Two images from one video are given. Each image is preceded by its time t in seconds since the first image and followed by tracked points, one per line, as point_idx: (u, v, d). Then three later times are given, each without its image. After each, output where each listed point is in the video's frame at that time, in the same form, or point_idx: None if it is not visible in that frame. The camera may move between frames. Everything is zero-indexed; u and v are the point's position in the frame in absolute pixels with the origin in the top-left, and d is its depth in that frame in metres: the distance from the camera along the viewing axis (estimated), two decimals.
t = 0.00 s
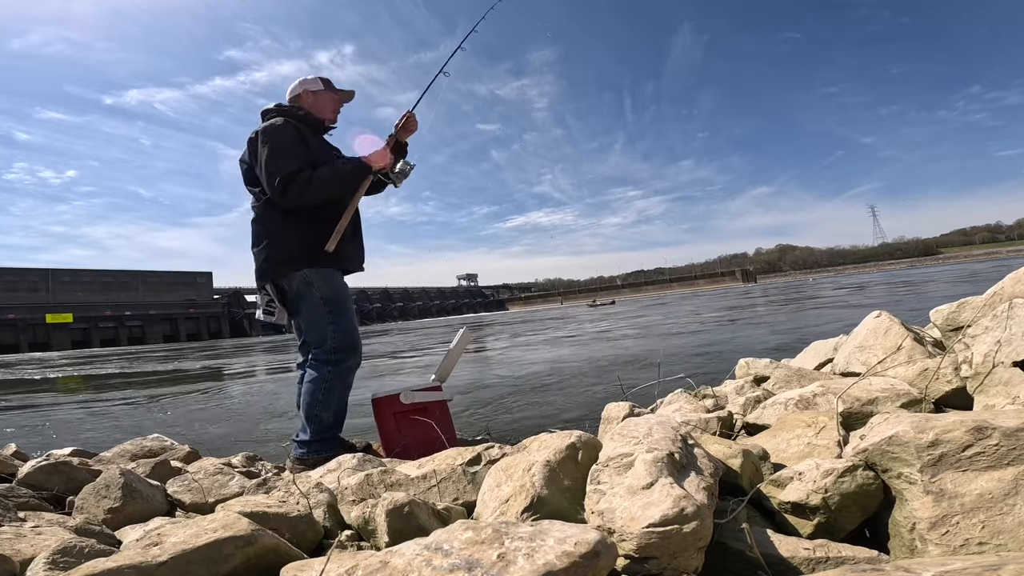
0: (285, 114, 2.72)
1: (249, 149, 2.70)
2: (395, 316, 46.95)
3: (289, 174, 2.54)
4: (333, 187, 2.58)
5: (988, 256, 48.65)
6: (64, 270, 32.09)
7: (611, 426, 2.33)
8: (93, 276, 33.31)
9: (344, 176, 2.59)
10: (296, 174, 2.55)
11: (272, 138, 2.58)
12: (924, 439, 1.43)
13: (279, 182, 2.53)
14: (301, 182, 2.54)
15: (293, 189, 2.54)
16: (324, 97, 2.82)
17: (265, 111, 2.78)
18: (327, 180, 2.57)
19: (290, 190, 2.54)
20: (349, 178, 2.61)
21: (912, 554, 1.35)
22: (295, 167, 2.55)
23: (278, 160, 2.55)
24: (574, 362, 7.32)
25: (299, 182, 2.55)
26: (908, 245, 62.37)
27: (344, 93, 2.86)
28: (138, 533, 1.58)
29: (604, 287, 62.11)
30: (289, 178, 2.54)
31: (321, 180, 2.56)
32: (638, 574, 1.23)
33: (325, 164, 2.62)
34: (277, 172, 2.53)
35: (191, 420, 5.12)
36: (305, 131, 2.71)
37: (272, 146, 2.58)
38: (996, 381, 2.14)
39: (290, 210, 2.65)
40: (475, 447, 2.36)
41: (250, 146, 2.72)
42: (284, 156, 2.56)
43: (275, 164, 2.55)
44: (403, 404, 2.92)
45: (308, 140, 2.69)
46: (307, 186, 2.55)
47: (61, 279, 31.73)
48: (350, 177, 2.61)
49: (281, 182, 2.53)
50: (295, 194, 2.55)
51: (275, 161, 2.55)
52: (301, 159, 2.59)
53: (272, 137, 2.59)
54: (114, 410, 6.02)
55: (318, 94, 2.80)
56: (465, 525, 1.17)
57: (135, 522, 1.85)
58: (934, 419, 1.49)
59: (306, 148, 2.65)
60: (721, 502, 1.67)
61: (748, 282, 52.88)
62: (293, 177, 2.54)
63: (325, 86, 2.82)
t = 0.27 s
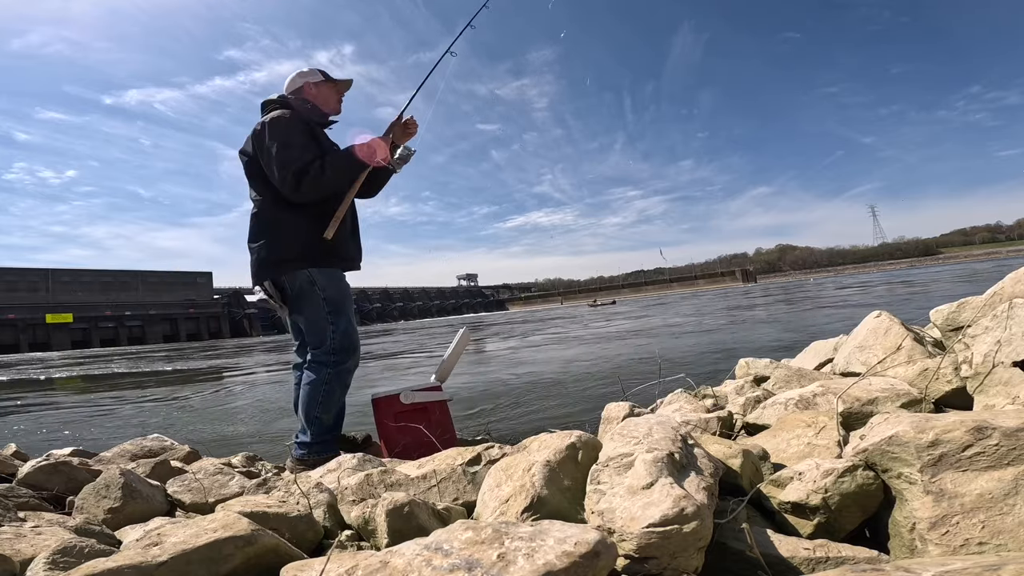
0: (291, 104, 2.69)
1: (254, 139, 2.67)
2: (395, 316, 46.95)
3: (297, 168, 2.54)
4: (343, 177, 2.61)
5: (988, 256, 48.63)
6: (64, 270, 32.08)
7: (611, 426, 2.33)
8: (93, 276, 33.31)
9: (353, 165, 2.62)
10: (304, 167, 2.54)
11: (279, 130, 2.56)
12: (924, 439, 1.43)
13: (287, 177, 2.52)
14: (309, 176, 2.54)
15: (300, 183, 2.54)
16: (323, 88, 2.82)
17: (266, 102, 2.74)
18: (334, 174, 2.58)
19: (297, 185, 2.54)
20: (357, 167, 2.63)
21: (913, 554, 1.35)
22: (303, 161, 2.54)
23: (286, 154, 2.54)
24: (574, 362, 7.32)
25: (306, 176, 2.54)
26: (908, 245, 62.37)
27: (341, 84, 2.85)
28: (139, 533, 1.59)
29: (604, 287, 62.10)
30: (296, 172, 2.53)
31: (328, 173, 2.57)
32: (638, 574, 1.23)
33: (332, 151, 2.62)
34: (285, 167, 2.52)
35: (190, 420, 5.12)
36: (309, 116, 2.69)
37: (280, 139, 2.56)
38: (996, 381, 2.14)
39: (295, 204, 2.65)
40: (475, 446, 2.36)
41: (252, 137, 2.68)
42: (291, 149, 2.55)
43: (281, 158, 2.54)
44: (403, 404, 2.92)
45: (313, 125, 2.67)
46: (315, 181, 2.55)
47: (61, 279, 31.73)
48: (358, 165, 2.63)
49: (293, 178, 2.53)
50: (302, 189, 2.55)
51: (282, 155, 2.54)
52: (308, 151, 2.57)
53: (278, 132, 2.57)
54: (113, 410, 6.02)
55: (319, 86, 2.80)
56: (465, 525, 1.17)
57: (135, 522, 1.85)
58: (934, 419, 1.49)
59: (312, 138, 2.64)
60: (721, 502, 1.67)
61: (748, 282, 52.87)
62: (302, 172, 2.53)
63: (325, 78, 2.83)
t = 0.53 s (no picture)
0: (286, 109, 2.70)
1: (253, 147, 2.68)
2: (395, 316, 46.96)
3: (294, 167, 2.52)
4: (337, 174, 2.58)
5: (989, 256, 48.63)
6: (64, 270, 32.09)
7: (611, 426, 2.33)
8: (93, 276, 33.32)
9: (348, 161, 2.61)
10: (301, 165, 2.53)
11: (275, 133, 2.57)
12: (924, 439, 1.43)
13: (285, 176, 2.51)
14: (307, 174, 2.52)
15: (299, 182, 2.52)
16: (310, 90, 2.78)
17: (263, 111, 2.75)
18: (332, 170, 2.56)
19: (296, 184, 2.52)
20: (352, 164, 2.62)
21: (912, 554, 1.35)
22: (300, 160, 2.53)
23: (283, 155, 2.53)
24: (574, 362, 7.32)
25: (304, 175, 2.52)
26: (908, 245, 62.37)
27: (326, 80, 2.80)
28: (139, 533, 1.59)
29: (604, 287, 62.11)
30: (294, 172, 2.52)
31: (325, 170, 2.55)
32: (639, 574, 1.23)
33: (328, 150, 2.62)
34: (283, 168, 2.52)
35: (190, 420, 5.12)
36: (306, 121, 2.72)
37: (277, 141, 2.56)
38: (996, 381, 2.14)
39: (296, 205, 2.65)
40: (475, 447, 2.36)
41: (252, 142, 2.71)
42: (288, 151, 2.54)
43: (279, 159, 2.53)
44: (403, 404, 2.92)
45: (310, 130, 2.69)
46: (313, 178, 2.53)
47: (61, 279, 31.75)
48: (351, 162, 2.62)
49: (288, 176, 2.51)
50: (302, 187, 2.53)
51: (280, 156, 2.53)
52: (305, 151, 2.57)
53: (276, 135, 2.57)
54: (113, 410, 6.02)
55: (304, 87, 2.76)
56: (465, 525, 1.17)
57: (135, 522, 1.85)
58: (934, 419, 1.49)
59: (308, 140, 2.64)
60: (721, 502, 1.67)
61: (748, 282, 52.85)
62: (300, 171, 2.52)
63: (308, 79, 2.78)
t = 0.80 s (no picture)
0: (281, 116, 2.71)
1: (252, 157, 2.71)
2: (395, 316, 46.95)
3: (286, 166, 2.52)
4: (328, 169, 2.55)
5: (989, 256, 48.62)
6: (64, 270, 32.10)
7: (611, 426, 2.33)
8: (93, 276, 33.32)
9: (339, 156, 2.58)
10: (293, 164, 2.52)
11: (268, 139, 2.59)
12: (924, 439, 1.43)
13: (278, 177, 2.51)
14: (298, 171, 2.51)
15: (292, 180, 2.51)
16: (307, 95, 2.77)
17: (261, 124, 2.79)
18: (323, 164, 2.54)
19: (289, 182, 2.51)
20: (343, 158, 2.59)
21: (912, 554, 1.35)
22: (292, 159, 2.53)
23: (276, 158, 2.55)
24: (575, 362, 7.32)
25: (297, 172, 2.51)
26: (908, 245, 62.37)
27: (323, 85, 2.79)
28: (138, 533, 1.58)
29: (604, 287, 62.11)
30: (287, 171, 2.51)
31: (317, 165, 2.53)
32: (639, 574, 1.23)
33: (320, 149, 2.61)
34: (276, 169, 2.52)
35: (190, 420, 5.12)
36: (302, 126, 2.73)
37: (271, 146, 2.59)
38: (996, 381, 2.14)
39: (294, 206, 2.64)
40: (475, 447, 2.36)
41: (251, 151, 2.74)
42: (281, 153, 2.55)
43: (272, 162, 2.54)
44: (403, 404, 2.92)
45: (305, 134, 2.70)
46: (306, 174, 2.51)
47: (61, 279, 31.76)
48: (341, 158, 2.59)
49: (280, 175, 2.51)
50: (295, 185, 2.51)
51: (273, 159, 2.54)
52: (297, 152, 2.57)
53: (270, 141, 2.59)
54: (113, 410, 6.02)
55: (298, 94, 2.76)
56: (465, 525, 1.17)
57: (135, 522, 1.85)
58: (934, 419, 1.49)
59: (301, 143, 2.65)
60: (721, 502, 1.67)
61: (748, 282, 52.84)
62: (292, 169, 2.51)
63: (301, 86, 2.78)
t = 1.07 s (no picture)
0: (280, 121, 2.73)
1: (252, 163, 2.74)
2: (395, 316, 46.94)
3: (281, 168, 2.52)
4: (321, 169, 2.54)
5: (989, 256, 48.60)
6: (64, 270, 32.11)
7: (611, 426, 2.33)
8: (93, 276, 33.33)
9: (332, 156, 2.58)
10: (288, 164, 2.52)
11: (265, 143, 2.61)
12: (924, 439, 1.43)
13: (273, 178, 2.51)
14: (292, 170, 2.50)
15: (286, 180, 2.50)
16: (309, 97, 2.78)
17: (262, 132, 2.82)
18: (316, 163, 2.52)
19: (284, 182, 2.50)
20: (336, 159, 2.59)
21: (912, 554, 1.35)
22: (286, 160, 2.53)
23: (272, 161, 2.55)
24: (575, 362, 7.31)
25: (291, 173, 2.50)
26: (908, 245, 62.38)
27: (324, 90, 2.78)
28: (139, 533, 1.59)
29: (604, 287, 62.12)
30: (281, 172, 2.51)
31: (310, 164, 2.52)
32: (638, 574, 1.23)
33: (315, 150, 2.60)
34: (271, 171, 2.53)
35: (190, 420, 5.12)
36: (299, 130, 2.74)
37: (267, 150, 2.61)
38: (996, 381, 2.14)
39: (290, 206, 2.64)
40: (475, 447, 2.36)
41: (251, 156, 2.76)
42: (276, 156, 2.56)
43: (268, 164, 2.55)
44: (403, 404, 2.92)
45: (303, 138, 2.71)
46: (299, 173, 2.50)
47: (61, 279, 31.77)
48: (336, 158, 2.59)
49: (274, 174, 2.51)
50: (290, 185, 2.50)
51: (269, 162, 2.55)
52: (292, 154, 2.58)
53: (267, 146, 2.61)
54: (111, 410, 6.01)
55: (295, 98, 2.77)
56: (465, 525, 1.17)
57: (135, 523, 1.85)
58: (934, 419, 1.49)
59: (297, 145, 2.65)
60: (721, 502, 1.67)
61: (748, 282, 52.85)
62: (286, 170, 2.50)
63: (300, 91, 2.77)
